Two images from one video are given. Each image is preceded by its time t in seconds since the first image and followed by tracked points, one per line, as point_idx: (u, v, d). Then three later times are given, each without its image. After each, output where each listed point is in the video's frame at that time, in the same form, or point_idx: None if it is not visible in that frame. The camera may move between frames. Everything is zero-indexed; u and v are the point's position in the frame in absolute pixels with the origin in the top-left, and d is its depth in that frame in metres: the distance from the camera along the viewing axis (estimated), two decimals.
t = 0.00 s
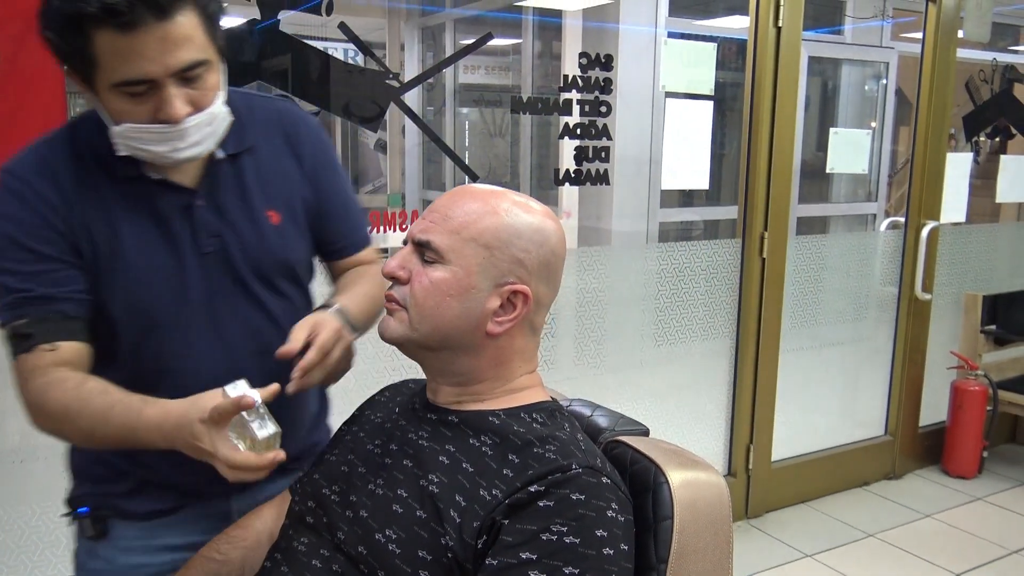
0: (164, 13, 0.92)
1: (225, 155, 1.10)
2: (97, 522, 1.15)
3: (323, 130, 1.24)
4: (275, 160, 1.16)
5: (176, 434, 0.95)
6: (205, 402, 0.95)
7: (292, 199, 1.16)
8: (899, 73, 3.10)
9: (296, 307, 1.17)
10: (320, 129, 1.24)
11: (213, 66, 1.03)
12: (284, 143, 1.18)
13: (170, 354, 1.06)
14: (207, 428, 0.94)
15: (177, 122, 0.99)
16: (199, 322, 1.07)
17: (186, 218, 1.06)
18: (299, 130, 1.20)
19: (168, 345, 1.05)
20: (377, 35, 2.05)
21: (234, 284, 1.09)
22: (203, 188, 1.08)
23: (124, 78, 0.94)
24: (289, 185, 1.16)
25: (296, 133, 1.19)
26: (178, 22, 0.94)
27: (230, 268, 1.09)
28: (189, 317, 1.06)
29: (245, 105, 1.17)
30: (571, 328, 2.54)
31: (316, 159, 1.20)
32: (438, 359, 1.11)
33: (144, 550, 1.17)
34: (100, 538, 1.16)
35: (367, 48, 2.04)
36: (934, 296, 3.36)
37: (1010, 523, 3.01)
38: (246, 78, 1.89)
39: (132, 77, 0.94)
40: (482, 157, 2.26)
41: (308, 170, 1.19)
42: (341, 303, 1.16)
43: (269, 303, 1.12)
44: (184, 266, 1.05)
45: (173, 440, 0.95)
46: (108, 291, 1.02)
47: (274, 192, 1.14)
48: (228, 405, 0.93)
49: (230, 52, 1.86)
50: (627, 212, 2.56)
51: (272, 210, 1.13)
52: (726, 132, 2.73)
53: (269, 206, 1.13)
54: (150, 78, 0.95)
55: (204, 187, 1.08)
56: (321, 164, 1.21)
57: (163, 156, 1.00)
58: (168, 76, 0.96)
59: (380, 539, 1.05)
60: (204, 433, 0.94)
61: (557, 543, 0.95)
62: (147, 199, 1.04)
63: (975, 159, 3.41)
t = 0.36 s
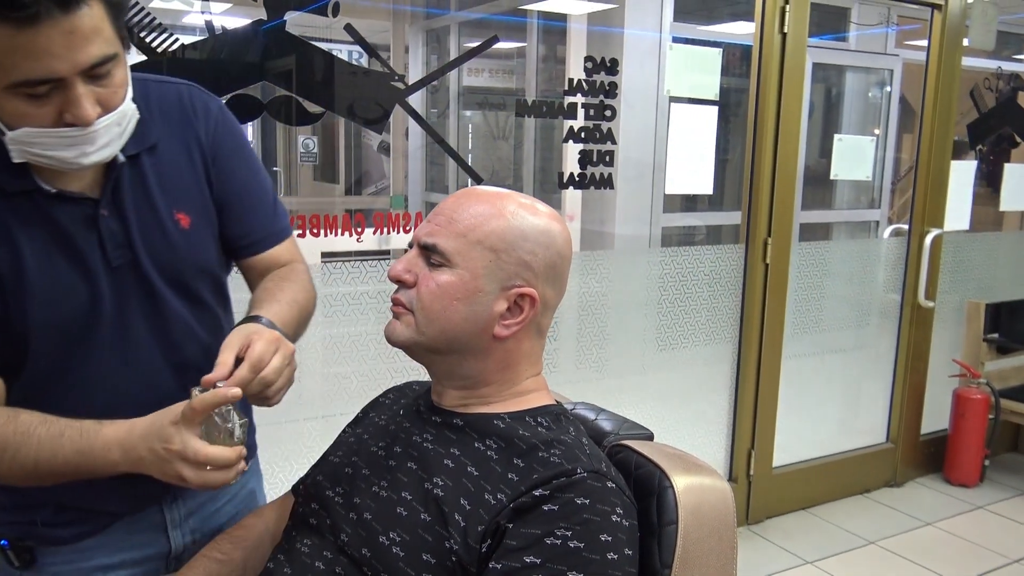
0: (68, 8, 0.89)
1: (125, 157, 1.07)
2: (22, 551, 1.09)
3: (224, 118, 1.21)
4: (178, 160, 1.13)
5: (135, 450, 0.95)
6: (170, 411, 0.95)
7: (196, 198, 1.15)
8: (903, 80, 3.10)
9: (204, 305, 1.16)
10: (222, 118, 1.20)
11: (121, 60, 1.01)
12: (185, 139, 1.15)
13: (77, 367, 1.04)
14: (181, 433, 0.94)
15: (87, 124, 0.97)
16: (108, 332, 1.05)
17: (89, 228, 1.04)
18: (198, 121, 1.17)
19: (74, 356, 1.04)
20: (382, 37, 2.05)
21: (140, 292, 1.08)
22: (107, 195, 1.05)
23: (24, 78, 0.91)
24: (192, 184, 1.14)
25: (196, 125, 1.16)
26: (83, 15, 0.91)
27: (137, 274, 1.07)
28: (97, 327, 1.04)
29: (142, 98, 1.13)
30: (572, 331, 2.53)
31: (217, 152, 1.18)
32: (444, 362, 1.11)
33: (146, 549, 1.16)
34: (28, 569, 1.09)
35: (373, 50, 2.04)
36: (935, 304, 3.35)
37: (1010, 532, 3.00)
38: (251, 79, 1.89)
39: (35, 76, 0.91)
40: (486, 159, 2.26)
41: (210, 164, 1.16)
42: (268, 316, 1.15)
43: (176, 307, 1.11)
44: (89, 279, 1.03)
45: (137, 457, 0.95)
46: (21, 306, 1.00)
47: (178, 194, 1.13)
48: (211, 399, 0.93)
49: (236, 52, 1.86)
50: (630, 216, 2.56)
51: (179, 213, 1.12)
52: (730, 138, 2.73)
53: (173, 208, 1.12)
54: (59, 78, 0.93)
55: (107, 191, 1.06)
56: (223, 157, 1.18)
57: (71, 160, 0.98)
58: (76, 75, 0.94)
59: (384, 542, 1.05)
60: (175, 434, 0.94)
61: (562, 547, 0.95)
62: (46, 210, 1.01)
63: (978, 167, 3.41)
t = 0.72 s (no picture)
0: (41, 16, 0.88)
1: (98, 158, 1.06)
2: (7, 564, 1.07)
3: (195, 111, 1.20)
4: (153, 159, 1.12)
5: (95, 462, 0.92)
6: (138, 408, 0.92)
7: (174, 197, 1.13)
8: (905, 85, 3.10)
9: (186, 306, 1.15)
10: (193, 111, 1.19)
11: (93, 65, 0.99)
12: (158, 137, 1.13)
13: (55, 377, 1.02)
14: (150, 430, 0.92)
15: (61, 134, 0.96)
16: (88, 340, 1.04)
17: (63, 235, 1.02)
18: (170, 117, 1.15)
19: (51, 369, 1.02)
20: (385, 36, 2.05)
21: (116, 297, 1.06)
22: (79, 201, 1.04)
23: None
24: (169, 182, 1.13)
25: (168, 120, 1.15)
26: (58, 20, 0.90)
27: (114, 278, 1.06)
28: (76, 337, 1.03)
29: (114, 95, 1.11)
30: (571, 333, 2.53)
31: (192, 147, 1.17)
32: (442, 359, 1.11)
33: (144, 548, 1.16)
34: None
35: (375, 49, 2.03)
36: (936, 308, 3.35)
37: (1009, 537, 3.00)
38: (253, 77, 1.90)
39: (8, 88, 0.89)
40: (488, 160, 2.26)
41: (186, 160, 1.16)
42: (288, 309, 1.14)
43: (156, 309, 1.10)
44: (64, 287, 1.01)
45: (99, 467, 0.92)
46: None
47: (156, 194, 1.12)
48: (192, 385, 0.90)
49: (240, 50, 1.86)
50: (631, 218, 2.56)
51: (157, 215, 1.11)
52: (732, 141, 2.73)
53: (151, 209, 1.11)
54: (34, 87, 0.91)
55: (80, 193, 1.04)
56: (198, 152, 1.17)
57: (44, 169, 0.97)
58: (50, 84, 0.92)
59: (383, 541, 1.05)
60: (158, 431, 0.91)
61: (561, 547, 0.95)
62: (16, 220, 0.99)
63: (980, 172, 3.41)
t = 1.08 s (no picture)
0: (34, 22, 0.88)
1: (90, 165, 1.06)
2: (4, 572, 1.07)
3: (183, 112, 1.20)
4: (143, 162, 1.12)
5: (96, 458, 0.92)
6: (125, 409, 0.91)
7: (166, 200, 1.13)
8: (902, 82, 3.10)
9: (178, 308, 1.15)
10: (180, 112, 1.19)
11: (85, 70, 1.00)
12: (149, 140, 1.14)
13: (48, 384, 1.02)
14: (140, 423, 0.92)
15: (56, 140, 0.96)
16: (81, 344, 1.04)
17: (55, 242, 1.02)
18: (159, 119, 1.16)
19: (45, 377, 1.02)
20: (381, 37, 2.05)
21: (109, 304, 1.06)
22: (70, 207, 1.03)
23: None
24: (162, 185, 1.13)
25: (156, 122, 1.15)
26: (51, 27, 0.90)
27: (107, 282, 1.06)
28: (70, 343, 1.03)
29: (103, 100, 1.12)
30: (569, 332, 2.53)
31: (183, 148, 1.17)
32: (437, 358, 1.11)
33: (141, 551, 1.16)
34: None
35: (372, 50, 2.04)
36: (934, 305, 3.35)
37: (1009, 532, 3.00)
38: (250, 79, 1.89)
39: (3, 96, 0.89)
40: (485, 160, 2.26)
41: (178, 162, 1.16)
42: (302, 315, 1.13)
43: (150, 311, 1.10)
44: (58, 295, 1.01)
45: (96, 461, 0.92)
46: None
47: (147, 198, 1.12)
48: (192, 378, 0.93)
49: (235, 52, 1.86)
50: (629, 217, 2.56)
51: (149, 219, 1.11)
52: (729, 139, 2.73)
53: (143, 214, 1.11)
54: (28, 94, 0.91)
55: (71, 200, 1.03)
56: (189, 153, 1.17)
57: (39, 175, 0.98)
58: (45, 91, 0.92)
59: (380, 542, 1.05)
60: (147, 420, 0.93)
61: (558, 547, 0.95)
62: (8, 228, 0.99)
63: (977, 168, 3.41)
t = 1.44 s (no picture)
0: (21, 13, 0.87)
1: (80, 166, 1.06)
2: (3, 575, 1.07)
3: (176, 116, 1.21)
4: (138, 164, 1.13)
5: (96, 478, 0.90)
6: (131, 411, 0.88)
7: (163, 203, 1.15)
8: (899, 78, 3.10)
9: (174, 309, 1.16)
10: (174, 115, 1.21)
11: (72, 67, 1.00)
12: (144, 144, 1.14)
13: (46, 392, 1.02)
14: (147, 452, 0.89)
15: (48, 137, 0.96)
16: (78, 349, 1.03)
17: (48, 245, 1.01)
18: (155, 122, 1.17)
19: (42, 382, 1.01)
20: (377, 37, 2.04)
21: (108, 310, 1.06)
22: (62, 210, 1.03)
23: None
24: (159, 188, 1.14)
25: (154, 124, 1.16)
26: (39, 20, 0.90)
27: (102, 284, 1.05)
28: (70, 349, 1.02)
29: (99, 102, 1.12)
30: (568, 331, 2.53)
31: (177, 152, 1.19)
32: (434, 357, 1.11)
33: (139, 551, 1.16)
34: None
35: (368, 50, 2.04)
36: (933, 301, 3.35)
37: (1010, 527, 3.00)
38: (247, 79, 1.89)
39: None
40: (482, 159, 2.26)
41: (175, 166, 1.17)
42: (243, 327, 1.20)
43: (145, 313, 1.10)
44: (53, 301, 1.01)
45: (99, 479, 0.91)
46: None
47: (143, 200, 1.12)
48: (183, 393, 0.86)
49: (232, 53, 1.86)
50: (627, 215, 2.56)
51: (146, 219, 1.12)
52: (727, 136, 2.73)
53: (141, 215, 1.11)
54: (18, 88, 0.91)
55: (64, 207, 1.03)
56: (182, 159, 1.19)
57: (31, 174, 0.97)
58: (35, 86, 0.92)
59: (378, 541, 1.05)
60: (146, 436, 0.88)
61: (556, 545, 0.95)
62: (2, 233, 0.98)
63: (975, 163, 3.41)
